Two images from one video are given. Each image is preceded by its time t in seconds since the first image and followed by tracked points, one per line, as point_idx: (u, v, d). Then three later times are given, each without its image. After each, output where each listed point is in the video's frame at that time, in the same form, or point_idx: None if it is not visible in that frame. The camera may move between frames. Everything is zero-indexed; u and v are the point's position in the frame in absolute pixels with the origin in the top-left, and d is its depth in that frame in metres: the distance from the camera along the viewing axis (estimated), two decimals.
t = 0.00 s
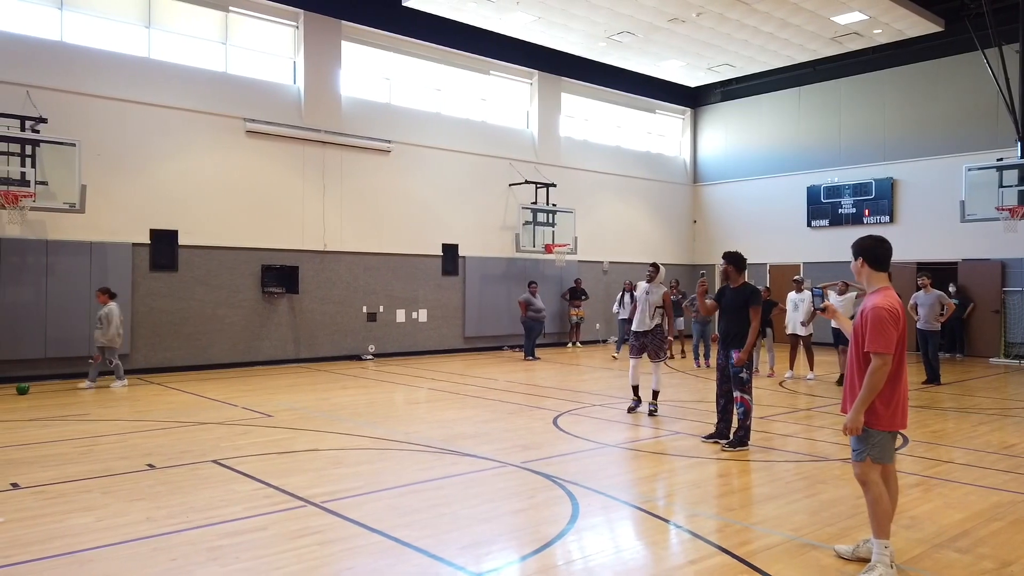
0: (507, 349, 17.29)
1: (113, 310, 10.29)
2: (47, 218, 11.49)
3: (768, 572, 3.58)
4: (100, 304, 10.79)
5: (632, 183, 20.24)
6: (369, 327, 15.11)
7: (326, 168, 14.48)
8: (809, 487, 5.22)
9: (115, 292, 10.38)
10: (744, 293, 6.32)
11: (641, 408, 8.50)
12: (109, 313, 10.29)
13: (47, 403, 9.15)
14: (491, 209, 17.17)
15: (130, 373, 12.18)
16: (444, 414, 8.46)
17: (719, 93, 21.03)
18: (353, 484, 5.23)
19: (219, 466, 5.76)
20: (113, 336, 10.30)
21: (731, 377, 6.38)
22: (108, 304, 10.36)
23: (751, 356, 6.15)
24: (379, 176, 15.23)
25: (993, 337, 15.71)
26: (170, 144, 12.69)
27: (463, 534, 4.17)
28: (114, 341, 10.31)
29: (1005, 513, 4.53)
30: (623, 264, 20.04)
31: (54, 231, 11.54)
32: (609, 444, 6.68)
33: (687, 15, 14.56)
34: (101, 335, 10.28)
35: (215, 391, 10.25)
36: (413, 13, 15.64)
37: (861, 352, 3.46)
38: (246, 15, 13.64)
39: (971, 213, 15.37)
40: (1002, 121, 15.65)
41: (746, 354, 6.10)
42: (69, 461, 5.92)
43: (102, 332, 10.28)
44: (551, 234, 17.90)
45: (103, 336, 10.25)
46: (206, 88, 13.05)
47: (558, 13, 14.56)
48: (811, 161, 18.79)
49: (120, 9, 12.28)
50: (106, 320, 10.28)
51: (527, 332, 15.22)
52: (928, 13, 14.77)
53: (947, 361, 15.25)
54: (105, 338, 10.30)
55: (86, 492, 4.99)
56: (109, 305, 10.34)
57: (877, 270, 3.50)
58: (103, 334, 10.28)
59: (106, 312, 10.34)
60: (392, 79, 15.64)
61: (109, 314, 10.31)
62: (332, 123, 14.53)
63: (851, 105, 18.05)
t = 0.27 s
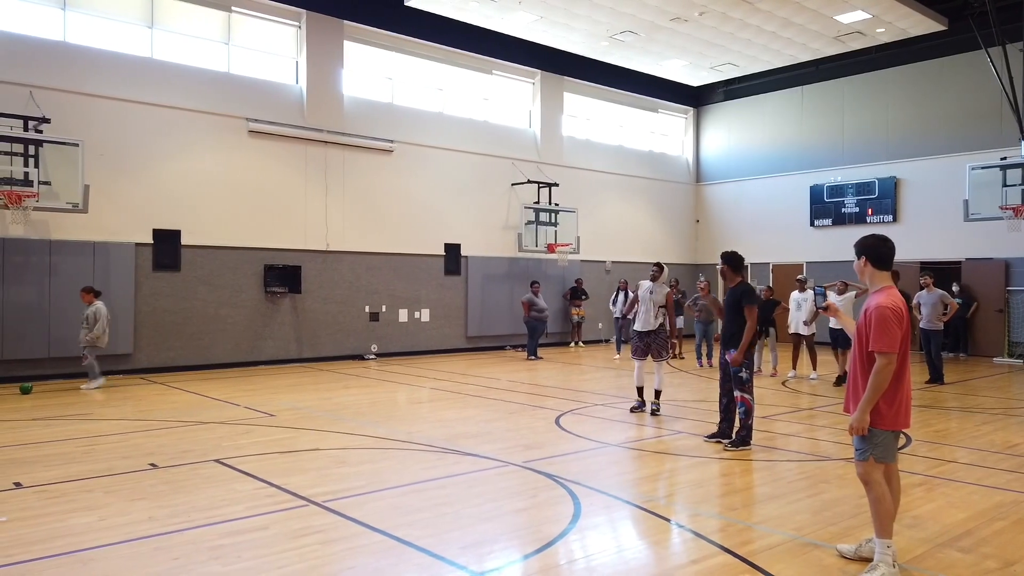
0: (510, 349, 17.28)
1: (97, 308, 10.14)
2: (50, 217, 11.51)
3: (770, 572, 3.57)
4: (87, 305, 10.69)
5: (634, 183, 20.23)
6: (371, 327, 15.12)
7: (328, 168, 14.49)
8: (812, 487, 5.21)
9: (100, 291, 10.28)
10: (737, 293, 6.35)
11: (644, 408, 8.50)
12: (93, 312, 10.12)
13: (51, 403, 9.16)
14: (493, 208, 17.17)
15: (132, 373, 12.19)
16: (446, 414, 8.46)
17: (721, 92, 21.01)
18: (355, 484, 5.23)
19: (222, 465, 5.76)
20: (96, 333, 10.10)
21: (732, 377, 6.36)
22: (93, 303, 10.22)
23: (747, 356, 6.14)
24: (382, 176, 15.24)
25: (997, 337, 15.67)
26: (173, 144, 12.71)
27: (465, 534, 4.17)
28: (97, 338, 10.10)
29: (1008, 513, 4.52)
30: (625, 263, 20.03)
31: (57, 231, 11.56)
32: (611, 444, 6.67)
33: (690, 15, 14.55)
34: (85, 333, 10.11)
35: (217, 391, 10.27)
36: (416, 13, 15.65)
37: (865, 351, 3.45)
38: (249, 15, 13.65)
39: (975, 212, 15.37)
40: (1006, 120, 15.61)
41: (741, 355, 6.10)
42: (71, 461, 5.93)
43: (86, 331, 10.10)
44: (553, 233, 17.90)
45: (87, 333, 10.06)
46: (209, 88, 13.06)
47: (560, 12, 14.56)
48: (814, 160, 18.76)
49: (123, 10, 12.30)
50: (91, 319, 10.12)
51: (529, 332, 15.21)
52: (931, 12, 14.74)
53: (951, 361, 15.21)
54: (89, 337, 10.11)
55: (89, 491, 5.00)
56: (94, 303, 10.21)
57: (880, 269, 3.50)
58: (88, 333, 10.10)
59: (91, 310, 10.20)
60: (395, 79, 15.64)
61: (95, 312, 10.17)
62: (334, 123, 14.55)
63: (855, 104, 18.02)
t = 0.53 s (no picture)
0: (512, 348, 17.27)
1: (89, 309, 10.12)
2: (53, 217, 11.53)
3: (772, 572, 3.56)
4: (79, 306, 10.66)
5: (637, 183, 20.21)
6: (374, 327, 15.12)
7: (331, 167, 14.50)
8: (815, 486, 5.19)
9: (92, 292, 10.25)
10: (732, 292, 6.35)
11: (646, 407, 8.49)
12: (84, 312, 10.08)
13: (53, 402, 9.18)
14: (495, 208, 17.17)
15: (134, 373, 12.21)
16: (448, 413, 8.45)
17: (724, 92, 20.99)
18: (357, 483, 5.23)
19: (223, 465, 5.76)
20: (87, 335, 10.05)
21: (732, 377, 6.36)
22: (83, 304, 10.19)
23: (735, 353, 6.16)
24: (384, 175, 15.25)
25: (1000, 336, 15.64)
26: (175, 144, 12.72)
27: (466, 533, 4.17)
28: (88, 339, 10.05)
29: (1011, 512, 4.50)
30: (628, 263, 20.01)
31: (59, 231, 11.58)
32: (613, 444, 6.66)
33: (692, 14, 14.54)
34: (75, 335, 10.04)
35: (219, 390, 10.27)
36: (418, 13, 15.66)
37: (866, 350, 3.45)
38: (251, 15, 13.67)
39: (977, 211, 15.91)
40: (1009, 119, 15.58)
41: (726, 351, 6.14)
42: (73, 460, 5.93)
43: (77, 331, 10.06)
44: (556, 233, 17.91)
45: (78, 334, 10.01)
46: (211, 88, 13.08)
47: (562, 12, 14.56)
48: (817, 159, 18.74)
49: (126, 10, 12.33)
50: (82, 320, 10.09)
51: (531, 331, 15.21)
52: (934, 11, 14.71)
53: (954, 360, 15.18)
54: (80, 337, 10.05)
55: (91, 490, 5.00)
56: (87, 304, 10.19)
57: (881, 268, 3.49)
58: (79, 334, 10.06)
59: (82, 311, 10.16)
60: (397, 78, 15.65)
61: (87, 313, 10.14)
62: (337, 123, 14.55)
63: (857, 103, 17.99)
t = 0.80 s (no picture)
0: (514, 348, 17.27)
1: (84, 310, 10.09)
2: (56, 217, 11.55)
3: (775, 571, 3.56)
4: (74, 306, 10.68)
5: (639, 182, 20.20)
6: (376, 327, 15.13)
7: (333, 167, 14.50)
8: (817, 486, 5.19)
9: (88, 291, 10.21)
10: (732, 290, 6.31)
11: (648, 407, 8.48)
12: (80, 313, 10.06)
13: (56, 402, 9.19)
14: (497, 208, 17.17)
15: (138, 373, 12.23)
16: (449, 413, 8.45)
17: (726, 91, 20.97)
18: (358, 483, 5.23)
19: (226, 464, 5.77)
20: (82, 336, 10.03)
21: (732, 376, 6.37)
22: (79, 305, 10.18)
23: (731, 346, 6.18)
24: (386, 175, 15.25)
25: (1003, 336, 15.60)
26: (177, 144, 12.74)
27: (468, 533, 4.17)
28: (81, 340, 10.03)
29: (1014, 512, 4.49)
30: (630, 263, 20.01)
31: (62, 231, 11.60)
32: (614, 443, 6.65)
33: (694, 14, 14.53)
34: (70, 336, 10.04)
35: (221, 390, 10.28)
36: (420, 13, 15.65)
37: (867, 350, 3.44)
38: (253, 15, 13.67)
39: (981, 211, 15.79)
40: (1013, 118, 15.54)
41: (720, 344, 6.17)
42: (75, 460, 5.94)
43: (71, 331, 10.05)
44: (558, 233, 17.91)
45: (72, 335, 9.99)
46: (213, 88, 13.09)
47: (564, 12, 14.55)
48: (819, 159, 18.71)
49: (129, 10, 12.34)
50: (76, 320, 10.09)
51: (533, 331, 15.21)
52: (937, 10, 14.69)
53: (956, 360, 15.15)
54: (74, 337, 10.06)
55: (93, 490, 5.01)
56: (82, 305, 10.17)
57: (882, 267, 3.48)
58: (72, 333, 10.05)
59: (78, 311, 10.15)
60: (399, 78, 15.65)
61: (82, 314, 10.13)
62: (339, 123, 14.56)
63: (859, 103, 17.96)
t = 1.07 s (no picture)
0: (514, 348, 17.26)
1: (81, 311, 10.11)
2: (57, 217, 11.55)
3: (775, 572, 3.56)
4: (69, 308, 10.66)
5: (639, 182, 20.20)
6: (376, 327, 15.13)
7: (333, 167, 14.51)
8: (817, 487, 5.18)
9: (80, 293, 10.20)
10: (732, 290, 6.33)
11: (648, 407, 8.48)
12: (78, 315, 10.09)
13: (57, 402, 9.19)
14: (498, 208, 17.17)
15: (138, 373, 12.23)
16: (449, 413, 8.45)
17: (726, 92, 20.98)
18: (359, 483, 5.23)
19: (226, 464, 5.77)
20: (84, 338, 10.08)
21: (730, 376, 6.36)
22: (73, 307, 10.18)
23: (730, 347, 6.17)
24: (387, 175, 15.26)
25: (1004, 336, 15.59)
26: (178, 144, 12.74)
27: (469, 533, 4.17)
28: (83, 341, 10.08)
29: (1014, 513, 4.49)
30: (631, 263, 20.01)
31: (63, 231, 11.60)
32: (614, 443, 6.65)
33: (694, 14, 14.53)
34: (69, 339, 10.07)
35: (221, 390, 10.29)
36: (420, 13, 15.65)
37: (866, 350, 3.44)
38: (253, 15, 13.67)
39: (981, 211, 15.70)
40: (1013, 118, 15.53)
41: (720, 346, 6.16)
42: (76, 460, 5.94)
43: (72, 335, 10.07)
44: (558, 233, 17.93)
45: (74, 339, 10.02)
46: (214, 88, 13.10)
47: (564, 12, 14.55)
48: (820, 159, 18.70)
49: (129, 10, 12.35)
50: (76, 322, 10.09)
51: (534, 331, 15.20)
52: (938, 10, 14.68)
53: (957, 360, 15.14)
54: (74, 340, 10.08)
55: (94, 490, 5.01)
56: (75, 306, 10.16)
57: (882, 267, 3.48)
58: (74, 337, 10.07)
59: (74, 313, 10.16)
60: (399, 78, 15.65)
61: (78, 315, 10.13)
62: (339, 123, 14.56)
63: (860, 103, 17.96)
